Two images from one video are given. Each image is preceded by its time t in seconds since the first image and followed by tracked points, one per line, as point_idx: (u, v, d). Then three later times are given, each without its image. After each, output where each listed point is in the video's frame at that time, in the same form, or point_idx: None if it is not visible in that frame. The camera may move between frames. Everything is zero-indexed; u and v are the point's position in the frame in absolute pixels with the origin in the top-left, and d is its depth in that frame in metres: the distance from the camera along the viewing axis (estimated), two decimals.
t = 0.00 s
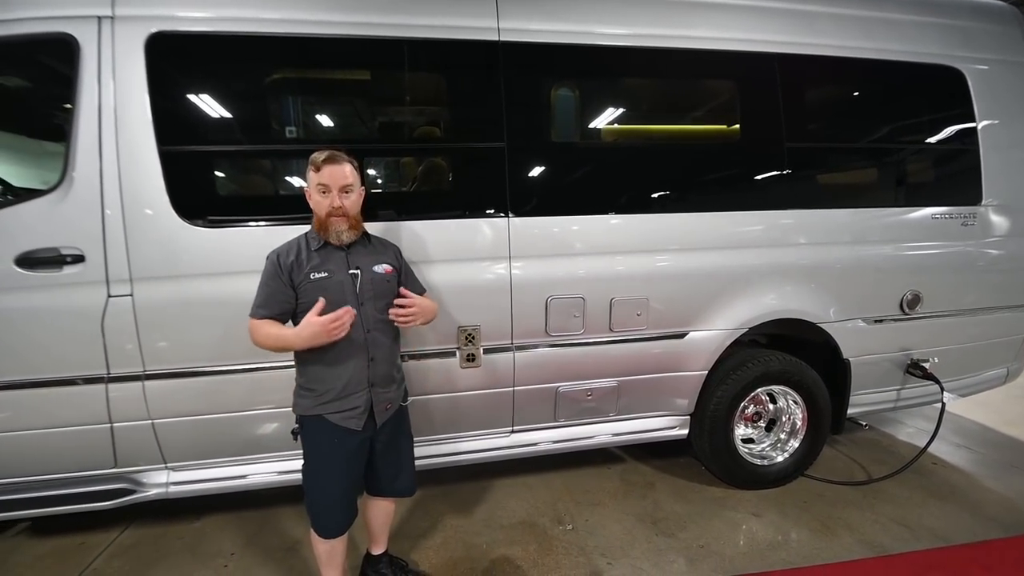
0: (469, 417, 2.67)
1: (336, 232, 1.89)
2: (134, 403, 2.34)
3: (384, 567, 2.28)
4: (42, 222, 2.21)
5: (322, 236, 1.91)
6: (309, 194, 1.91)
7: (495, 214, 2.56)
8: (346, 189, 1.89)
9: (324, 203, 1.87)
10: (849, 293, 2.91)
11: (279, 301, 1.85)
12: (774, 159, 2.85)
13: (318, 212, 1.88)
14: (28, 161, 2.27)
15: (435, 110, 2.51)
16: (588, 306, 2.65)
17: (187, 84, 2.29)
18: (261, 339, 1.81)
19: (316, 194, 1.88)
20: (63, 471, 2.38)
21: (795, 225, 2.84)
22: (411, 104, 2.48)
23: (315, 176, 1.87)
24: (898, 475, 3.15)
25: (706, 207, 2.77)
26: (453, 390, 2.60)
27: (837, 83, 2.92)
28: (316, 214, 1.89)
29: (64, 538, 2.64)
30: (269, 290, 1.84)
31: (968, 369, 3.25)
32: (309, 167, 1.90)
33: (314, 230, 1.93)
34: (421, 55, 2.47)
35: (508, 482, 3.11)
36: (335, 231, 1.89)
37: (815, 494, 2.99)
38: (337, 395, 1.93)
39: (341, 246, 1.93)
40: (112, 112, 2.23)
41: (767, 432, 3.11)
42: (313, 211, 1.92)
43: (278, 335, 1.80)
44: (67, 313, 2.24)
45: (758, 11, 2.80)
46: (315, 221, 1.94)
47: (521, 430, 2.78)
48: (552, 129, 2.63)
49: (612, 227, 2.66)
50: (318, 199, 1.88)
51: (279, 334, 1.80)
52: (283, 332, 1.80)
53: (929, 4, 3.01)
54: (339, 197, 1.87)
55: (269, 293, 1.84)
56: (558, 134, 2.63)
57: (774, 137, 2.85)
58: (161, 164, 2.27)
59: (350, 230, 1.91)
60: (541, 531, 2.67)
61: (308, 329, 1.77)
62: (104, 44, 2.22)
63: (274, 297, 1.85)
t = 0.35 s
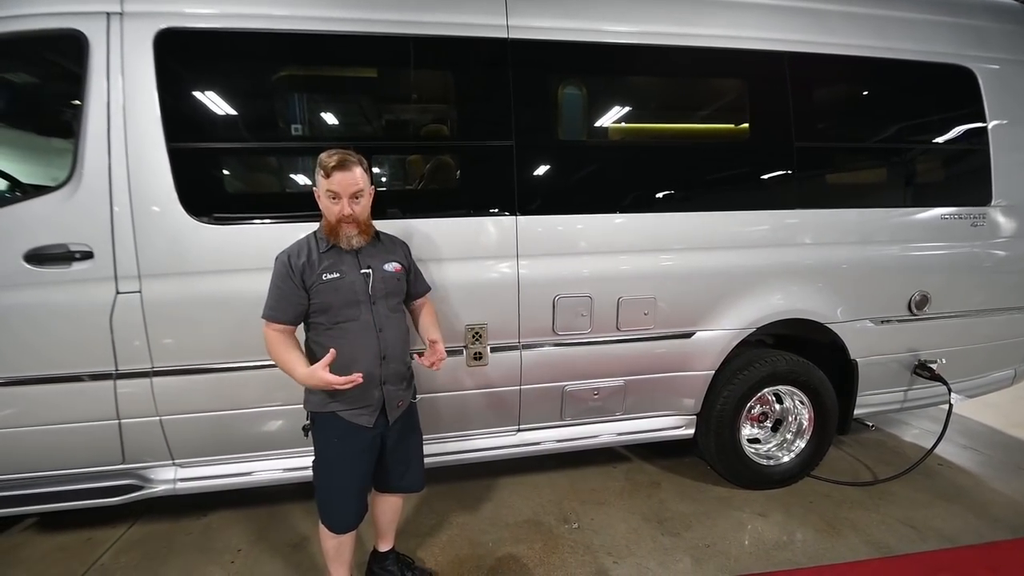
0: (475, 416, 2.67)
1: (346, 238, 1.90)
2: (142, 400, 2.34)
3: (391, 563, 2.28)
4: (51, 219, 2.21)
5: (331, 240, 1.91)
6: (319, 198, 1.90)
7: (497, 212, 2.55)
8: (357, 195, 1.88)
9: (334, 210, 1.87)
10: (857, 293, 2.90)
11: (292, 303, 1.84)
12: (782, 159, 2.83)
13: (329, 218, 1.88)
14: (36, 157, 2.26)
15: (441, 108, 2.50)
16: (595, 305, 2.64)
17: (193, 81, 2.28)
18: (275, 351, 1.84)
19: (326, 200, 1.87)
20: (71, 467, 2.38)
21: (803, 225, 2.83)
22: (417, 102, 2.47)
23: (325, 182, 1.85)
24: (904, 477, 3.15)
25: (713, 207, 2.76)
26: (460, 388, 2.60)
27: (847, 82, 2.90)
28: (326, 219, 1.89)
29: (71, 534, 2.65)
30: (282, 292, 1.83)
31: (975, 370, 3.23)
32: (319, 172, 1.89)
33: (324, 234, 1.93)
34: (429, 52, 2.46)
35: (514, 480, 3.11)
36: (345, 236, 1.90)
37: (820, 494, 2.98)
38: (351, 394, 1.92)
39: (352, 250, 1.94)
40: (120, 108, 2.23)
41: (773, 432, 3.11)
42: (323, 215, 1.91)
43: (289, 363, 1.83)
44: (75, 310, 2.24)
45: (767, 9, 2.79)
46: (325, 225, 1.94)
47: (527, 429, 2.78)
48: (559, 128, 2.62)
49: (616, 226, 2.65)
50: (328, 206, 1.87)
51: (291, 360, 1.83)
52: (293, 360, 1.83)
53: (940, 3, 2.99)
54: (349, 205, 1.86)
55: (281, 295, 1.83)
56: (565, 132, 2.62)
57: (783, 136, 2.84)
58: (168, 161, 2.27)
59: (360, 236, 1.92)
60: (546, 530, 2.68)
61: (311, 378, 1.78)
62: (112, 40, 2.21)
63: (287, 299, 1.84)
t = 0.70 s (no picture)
0: (475, 415, 2.66)
1: (356, 239, 1.89)
2: (141, 398, 2.34)
3: (390, 563, 2.27)
4: (51, 215, 2.20)
5: (340, 241, 1.90)
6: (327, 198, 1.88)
7: (497, 212, 2.55)
8: (368, 197, 1.87)
9: (345, 211, 1.85)
10: (858, 294, 2.90)
11: (300, 301, 1.83)
12: (783, 160, 2.83)
13: (338, 220, 1.87)
14: (35, 153, 2.26)
15: (442, 107, 2.49)
16: (596, 305, 2.64)
17: (194, 78, 2.28)
18: (284, 348, 1.83)
19: (336, 201, 1.86)
20: (69, 464, 2.38)
21: (803, 227, 2.83)
22: (418, 100, 2.47)
23: (336, 184, 1.83)
24: (903, 478, 3.15)
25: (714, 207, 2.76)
26: (460, 387, 2.60)
27: (849, 84, 2.90)
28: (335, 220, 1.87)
29: (69, 532, 2.64)
30: (290, 289, 1.82)
31: (974, 372, 3.24)
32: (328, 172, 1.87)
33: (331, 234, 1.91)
34: (431, 51, 2.46)
35: (513, 480, 3.11)
36: (355, 238, 1.88)
37: (820, 496, 2.99)
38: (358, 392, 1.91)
39: (360, 251, 1.93)
40: (122, 106, 2.22)
41: (773, 433, 3.11)
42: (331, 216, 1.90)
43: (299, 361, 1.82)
44: (75, 307, 2.23)
45: (769, 10, 2.79)
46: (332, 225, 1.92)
47: (527, 429, 2.77)
48: (560, 127, 2.62)
49: (617, 226, 2.65)
50: (338, 207, 1.86)
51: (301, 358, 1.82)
52: (303, 358, 1.82)
53: (941, 5, 2.99)
54: (360, 207, 1.86)
55: (289, 292, 1.82)
56: (567, 132, 2.62)
57: (785, 137, 2.84)
58: (169, 158, 2.26)
59: (370, 238, 1.91)
60: (546, 530, 2.67)
61: (323, 378, 1.78)
62: (114, 37, 2.21)
63: (295, 297, 1.83)
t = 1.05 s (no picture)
0: (475, 416, 2.66)
1: (360, 232, 1.89)
2: (141, 398, 2.33)
3: (390, 563, 2.27)
4: (50, 215, 2.20)
5: (345, 235, 1.90)
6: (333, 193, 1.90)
7: (497, 212, 2.54)
8: (373, 190, 1.89)
9: (351, 204, 1.87)
10: (857, 295, 2.90)
11: (304, 299, 1.83)
12: (783, 160, 2.83)
13: (344, 213, 1.88)
14: (34, 153, 2.25)
15: (442, 107, 2.49)
16: (596, 305, 2.64)
17: (194, 78, 2.27)
18: (285, 348, 1.84)
19: (342, 194, 1.87)
20: (68, 464, 2.37)
21: (803, 227, 2.83)
22: (418, 100, 2.47)
23: (343, 177, 1.85)
24: (903, 479, 3.15)
25: (713, 208, 2.76)
26: (460, 387, 2.59)
27: (849, 84, 2.90)
28: (341, 214, 1.89)
29: (68, 532, 2.64)
30: (294, 288, 1.82)
31: (974, 373, 3.24)
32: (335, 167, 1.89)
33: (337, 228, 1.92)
34: (431, 51, 2.46)
35: (513, 480, 3.11)
36: (359, 230, 1.89)
37: (819, 496, 2.98)
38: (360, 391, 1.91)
39: (364, 246, 1.93)
40: (121, 105, 2.22)
41: (773, 434, 3.11)
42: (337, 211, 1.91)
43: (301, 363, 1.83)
44: (74, 306, 2.23)
45: (769, 11, 2.79)
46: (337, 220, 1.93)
47: (527, 429, 2.77)
48: (560, 127, 2.61)
49: (617, 226, 2.65)
50: (344, 200, 1.87)
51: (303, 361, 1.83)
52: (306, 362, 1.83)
53: (940, 5, 2.99)
54: (366, 199, 1.87)
55: (294, 291, 1.82)
56: (567, 132, 2.62)
57: (785, 137, 2.84)
58: (168, 158, 2.26)
59: (374, 231, 1.92)
60: (545, 531, 2.67)
61: (322, 384, 1.79)
62: (113, 36, 2.20)
63: (299, 295, 1.83)
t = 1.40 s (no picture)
0: (474, 415, 2.66)
1: (357, 226, 1.89)
2: (140, 397, 2.33)
3: (389, 563, 2.27)
4: (49, 214, 2.20)
5: (343, 230, 1.90)
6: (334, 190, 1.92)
7: (496, 212, 2.55)
8: (371, 184, 1.90)
9: (348, 197, 1.88)
10: (856, 295, 2.91)
11: (305, 299, 1.84)
12: (782, 161, 2.84)
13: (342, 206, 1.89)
14: (33, 152, 2.26)
15: (442, 107, 2.49)
16: (595, 305, 2.64)
17: (194, 77, 2.28)
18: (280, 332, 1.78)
19: (340, 188, 1.89)
20: (67, 464, 2.37)
21: (802, 227, 2.84)
22: (418, 100, 2.47)
23: (341, 170, 1.89)
24: (901, 479, 3.16)
25: (712, 208, 2.76)
26: (459, 387, 2.60)
27: (848, 85, 2.91)
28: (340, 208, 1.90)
29: (67, 531, 2.64)
30: (294, 287, 1.83)
31: (972, 373, 3.25)
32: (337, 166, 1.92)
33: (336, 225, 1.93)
34: (431, 51, 2.46)
35: (512, 480, 3.11)
36: (356, 225, 1.89)
37: (818, 496, 2.99)
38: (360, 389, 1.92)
39: (362, 241, 1.92)
40: (121, 104, 2.22)
41: (771, 434, 3.11)
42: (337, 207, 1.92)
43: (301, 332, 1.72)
44: (72, 306, 2.23)
45: (768, 11, 2.79)
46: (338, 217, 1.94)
47: (526, 429, 2.77)
48: (560, 127, 2.62)
49: (616, 227, 2.65)
50: (342, 194, 1.89)
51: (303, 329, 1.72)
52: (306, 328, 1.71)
53: (939, 6, 3.00)
54: (363, 191, 1.88)
55: (294, 290, 1.83)
56: (566, 133, 2.62)
57: (784, 137, 2.84)
58: (168, 157, 2.26)
59: (371, 226, 1.91)
60: (544, 530, 2.67)
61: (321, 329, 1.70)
62: (113, 35, 2.21)
63: (299, 294, 1.83)
